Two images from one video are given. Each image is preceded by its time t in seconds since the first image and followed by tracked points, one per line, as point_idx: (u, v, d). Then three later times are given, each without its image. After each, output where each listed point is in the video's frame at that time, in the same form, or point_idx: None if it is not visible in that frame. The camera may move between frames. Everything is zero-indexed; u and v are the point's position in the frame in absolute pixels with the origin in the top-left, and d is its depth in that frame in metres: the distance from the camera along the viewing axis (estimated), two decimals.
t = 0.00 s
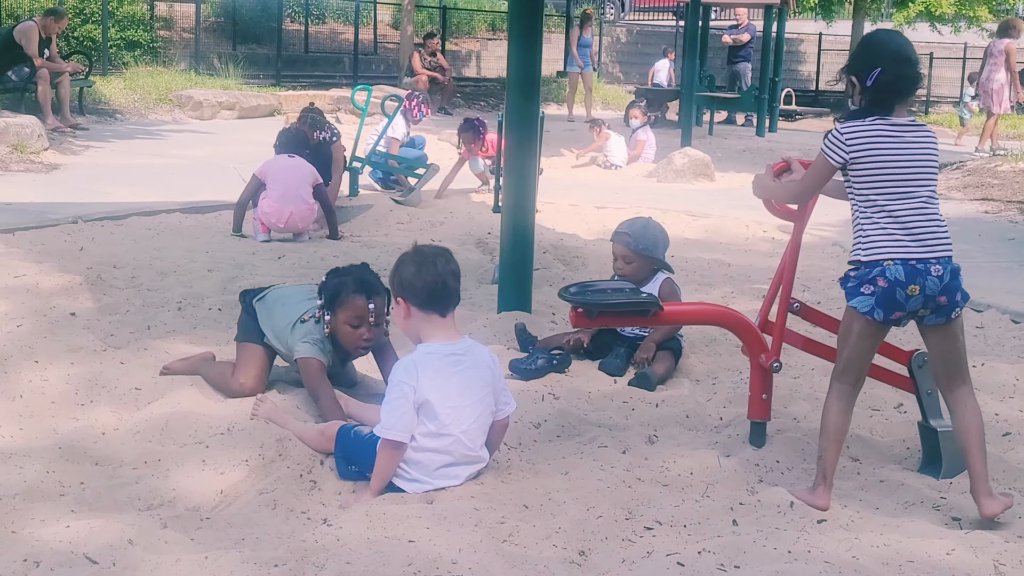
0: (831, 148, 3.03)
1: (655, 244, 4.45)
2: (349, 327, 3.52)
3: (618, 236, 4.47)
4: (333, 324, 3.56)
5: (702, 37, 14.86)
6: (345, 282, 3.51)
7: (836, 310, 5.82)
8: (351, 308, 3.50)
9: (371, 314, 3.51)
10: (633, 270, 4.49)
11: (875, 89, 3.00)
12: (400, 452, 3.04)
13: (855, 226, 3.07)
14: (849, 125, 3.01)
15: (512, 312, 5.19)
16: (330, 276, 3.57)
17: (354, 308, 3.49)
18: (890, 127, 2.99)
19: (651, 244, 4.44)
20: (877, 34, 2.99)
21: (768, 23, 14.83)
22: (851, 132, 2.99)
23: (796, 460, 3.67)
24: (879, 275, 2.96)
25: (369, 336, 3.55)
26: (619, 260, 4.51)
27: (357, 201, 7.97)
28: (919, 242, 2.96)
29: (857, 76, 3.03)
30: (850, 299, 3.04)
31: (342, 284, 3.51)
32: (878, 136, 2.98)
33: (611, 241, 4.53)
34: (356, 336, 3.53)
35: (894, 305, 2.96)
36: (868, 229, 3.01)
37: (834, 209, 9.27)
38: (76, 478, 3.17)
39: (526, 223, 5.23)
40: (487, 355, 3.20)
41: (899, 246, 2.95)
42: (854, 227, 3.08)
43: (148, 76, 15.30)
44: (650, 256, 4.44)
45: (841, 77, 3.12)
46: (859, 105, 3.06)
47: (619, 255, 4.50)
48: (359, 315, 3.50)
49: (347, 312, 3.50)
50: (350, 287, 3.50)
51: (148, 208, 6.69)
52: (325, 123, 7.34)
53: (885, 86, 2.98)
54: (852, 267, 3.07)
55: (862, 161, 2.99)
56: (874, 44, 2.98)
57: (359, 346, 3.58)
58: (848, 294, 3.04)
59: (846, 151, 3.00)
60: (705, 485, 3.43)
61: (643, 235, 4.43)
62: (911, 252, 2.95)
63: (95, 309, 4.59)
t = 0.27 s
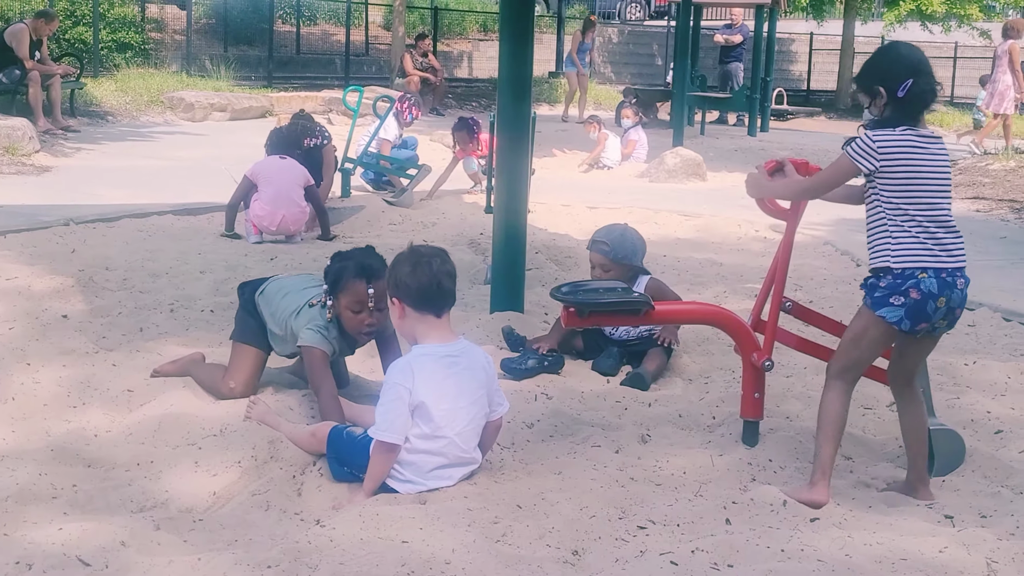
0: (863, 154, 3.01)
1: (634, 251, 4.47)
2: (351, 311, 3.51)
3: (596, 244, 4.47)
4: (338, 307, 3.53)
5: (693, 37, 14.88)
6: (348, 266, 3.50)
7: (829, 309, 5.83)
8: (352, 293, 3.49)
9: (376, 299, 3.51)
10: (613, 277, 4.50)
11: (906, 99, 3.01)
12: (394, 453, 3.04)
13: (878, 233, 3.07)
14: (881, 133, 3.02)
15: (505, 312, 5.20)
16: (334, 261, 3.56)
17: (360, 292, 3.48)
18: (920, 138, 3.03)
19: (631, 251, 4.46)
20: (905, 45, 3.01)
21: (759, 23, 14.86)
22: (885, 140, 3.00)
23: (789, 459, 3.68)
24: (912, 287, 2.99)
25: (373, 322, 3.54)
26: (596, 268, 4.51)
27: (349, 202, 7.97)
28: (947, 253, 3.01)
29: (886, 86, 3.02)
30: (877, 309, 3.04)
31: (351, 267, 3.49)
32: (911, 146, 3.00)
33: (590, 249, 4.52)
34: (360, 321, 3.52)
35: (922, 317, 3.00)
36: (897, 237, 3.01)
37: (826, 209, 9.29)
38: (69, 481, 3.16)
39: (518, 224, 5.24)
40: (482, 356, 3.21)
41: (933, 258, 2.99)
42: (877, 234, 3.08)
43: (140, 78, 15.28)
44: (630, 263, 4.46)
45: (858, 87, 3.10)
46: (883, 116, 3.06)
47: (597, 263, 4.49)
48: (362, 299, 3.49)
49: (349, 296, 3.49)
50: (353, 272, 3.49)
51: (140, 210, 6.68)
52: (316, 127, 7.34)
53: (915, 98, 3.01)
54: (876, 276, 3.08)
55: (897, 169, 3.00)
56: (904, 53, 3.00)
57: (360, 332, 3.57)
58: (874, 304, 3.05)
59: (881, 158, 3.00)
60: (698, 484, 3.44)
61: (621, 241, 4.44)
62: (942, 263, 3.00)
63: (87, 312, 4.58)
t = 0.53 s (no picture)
0: (868, 158, 2.99)
1: (626, 247, 4.47)
2: (316, 293, 3.48)
3: (589, 241, 4.46)
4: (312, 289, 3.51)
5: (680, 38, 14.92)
6: (319, 249, 3.48)
7: (815, 310, 5.85)
8: (317, 275, 3.46)
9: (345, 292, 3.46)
10: (605, 274, 4.49)
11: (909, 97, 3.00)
12: (380, 454, 3.04)
13: (871, 231, 3.09)
14: (882, 136, 3.00)
15: (491, 313, 5.20)
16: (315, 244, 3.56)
17: (328, 282, 3.43)
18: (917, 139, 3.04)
19: (623, 247, 4.46)
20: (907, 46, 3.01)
21: (745, 25, 14.90)
22: (889, 143, 2.99)
23: (775, 459, 3.69)
24: (902, 284, 3.04)
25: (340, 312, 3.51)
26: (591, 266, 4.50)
27: (336, 203, 7.96)
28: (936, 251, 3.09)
29: (888, 83, 2.99)
30: (867, 302, 3.07)
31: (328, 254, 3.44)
32: (912, 148, 3.01)
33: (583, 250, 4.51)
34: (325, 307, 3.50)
35: (907, 312, 3.07)
36: (893, 238, 3.04)
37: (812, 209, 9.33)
38: (54, 484, 3.15)
39: (505, 225, 5.25)
40: (470, 357, 3.21)
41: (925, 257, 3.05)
42: (870, 233, 3.10)
43: (126, 78, 15.23)
44: (621, 260, 4.46)
45: (852, 82, 3.04)
46: (879, 113, 3.03)
47: (591, 261, 4.49)
48: (328, 282, 3.45)
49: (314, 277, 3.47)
50: (321, 254, 3.46)
51: (125, 211, 6.66)
52: (302, 128, 7.31)
53: (916, 98, 3.00)
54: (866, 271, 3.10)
55: (898, 172, 3.00)
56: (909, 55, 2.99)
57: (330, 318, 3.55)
58: (863, 298, 3.08)
59: (886, 161, 2.99)
60: (685, 485, 3.45)
61: (614, 237, 4.45)
62: (931, 262, 3.07)
63: (72, 313, 4.57)
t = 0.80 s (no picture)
0: (798, 167, 3.01)
1: (626, 244, 4.49)
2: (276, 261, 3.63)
3: (590, 236, 4.48)
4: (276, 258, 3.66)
5: (665, 40, 14.95)
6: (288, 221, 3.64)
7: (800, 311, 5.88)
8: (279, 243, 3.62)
9: (297, 266, 3.58)
10: (604, 270, 4.51)
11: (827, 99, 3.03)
12: (366, 455, 3.04)
13: (813, 240, 3.11)
14: (810, 143, 3.03)
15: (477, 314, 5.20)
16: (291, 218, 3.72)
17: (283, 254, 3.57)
18: (840, 141, 3.08)
19: (623, 244, 4.48)
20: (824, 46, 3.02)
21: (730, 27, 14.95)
22: (817, 150, 3.01)
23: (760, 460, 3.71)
24: (852, 286, 3.08)
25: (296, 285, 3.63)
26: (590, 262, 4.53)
27: (322, 204, 7.95)
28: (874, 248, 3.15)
29: (806, 86, 3.00)
30: (823, 310, 3.08)
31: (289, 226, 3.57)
32: (838, 151, 3.04)
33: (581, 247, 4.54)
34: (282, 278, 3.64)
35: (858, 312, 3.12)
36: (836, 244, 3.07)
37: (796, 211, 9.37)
38: (37, 485, 3.14)
39: (490, 226, 5.25)
40: (459, 360, 3.21)
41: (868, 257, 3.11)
42: (811, 241, 3.12)
43: (110, 79, 15.16)
44: (620, 257, 4.48)
45: (770, 84, 3.05)
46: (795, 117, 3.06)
47: (590, 256, 4.52)
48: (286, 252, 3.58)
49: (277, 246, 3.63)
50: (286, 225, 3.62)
51: (109, 212, 6.63)
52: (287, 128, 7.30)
53: (835, 99, 3.03)
54: (813, 281, 3.11)
55: (831, 177, 3.03)
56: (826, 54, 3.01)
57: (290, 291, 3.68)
58: (817, 307, 3.09)
59: (817, 169, 3.01)
60: (670, 486, 3.46)
61: (615, 234, 4.47)
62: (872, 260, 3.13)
63: (56, 314, 4.55)
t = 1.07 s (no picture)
0: (716, 162, 3.02)
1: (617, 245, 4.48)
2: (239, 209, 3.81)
3: (582, 235, 4.48)
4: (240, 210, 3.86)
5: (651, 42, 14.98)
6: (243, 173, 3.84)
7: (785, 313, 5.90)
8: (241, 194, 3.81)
9: (261, 205, 3.77)
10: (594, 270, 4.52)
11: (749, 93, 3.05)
12: (350, 456, 3.04)
13: (741, 238, 3.13)
14: (728, 138, 3.04)
15: (462, 315, 5.21)
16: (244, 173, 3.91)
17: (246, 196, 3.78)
18: (760, 134, 3.08)
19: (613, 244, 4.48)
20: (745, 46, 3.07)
21: (716, 29, 14.99)
22: (733, 146, 3.03)
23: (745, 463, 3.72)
24: (789, 282, 3.10)
25: (261, 228, 3.81)
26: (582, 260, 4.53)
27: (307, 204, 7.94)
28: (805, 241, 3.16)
29: (725, 82, 3.04)
30: (765, 310, 3.09)
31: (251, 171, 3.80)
32: (756, 145, 3.05)
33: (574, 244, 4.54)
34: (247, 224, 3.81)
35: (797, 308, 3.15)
36: (762, 242, 3.08)
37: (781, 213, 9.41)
38: (20, 485, 3.13)
39: (476, 227, 5.26)
40: (445, 362, 3.22)
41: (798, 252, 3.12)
42: (739, 239, 3.13)
43: (95, 78, 15.10)
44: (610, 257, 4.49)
45: (692, 82, 3.09)
46: (719, 113, 3.09)
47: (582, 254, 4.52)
48: (248, 199, 3.78)
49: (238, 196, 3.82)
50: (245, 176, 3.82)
51: (94, 211, 6.61)
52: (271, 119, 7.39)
53: (754, 94, 3.05)
54: (748, 282, 3.13)
55: (749, 173, 3.04)
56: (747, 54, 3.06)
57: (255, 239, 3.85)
58: (760, 306, 3.10)
59: (732, 164, 3.02)
60: (655, 487, 3.48)
61: (608, 234, 4.45)
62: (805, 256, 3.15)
63: (39, 314, 4.53)
